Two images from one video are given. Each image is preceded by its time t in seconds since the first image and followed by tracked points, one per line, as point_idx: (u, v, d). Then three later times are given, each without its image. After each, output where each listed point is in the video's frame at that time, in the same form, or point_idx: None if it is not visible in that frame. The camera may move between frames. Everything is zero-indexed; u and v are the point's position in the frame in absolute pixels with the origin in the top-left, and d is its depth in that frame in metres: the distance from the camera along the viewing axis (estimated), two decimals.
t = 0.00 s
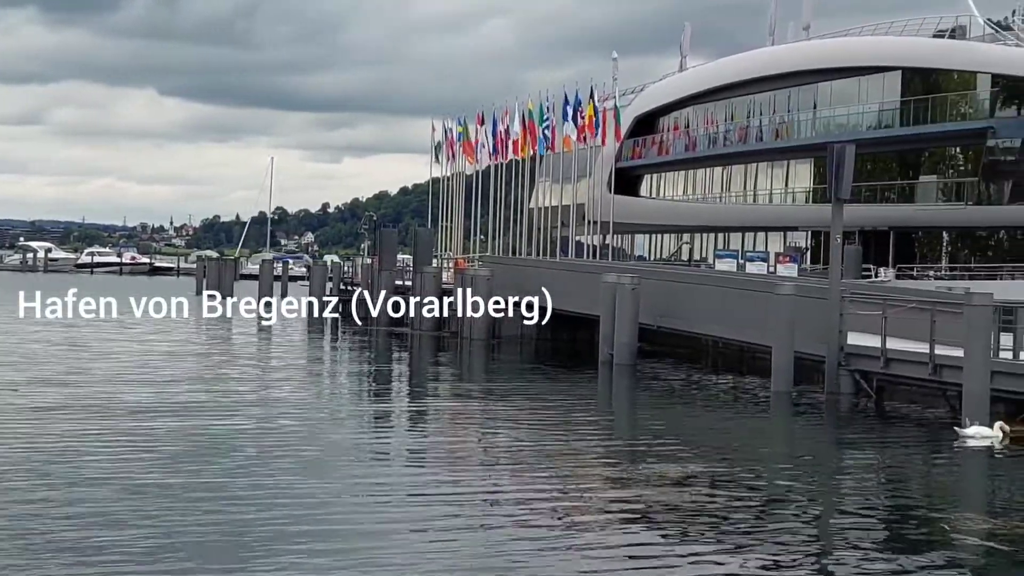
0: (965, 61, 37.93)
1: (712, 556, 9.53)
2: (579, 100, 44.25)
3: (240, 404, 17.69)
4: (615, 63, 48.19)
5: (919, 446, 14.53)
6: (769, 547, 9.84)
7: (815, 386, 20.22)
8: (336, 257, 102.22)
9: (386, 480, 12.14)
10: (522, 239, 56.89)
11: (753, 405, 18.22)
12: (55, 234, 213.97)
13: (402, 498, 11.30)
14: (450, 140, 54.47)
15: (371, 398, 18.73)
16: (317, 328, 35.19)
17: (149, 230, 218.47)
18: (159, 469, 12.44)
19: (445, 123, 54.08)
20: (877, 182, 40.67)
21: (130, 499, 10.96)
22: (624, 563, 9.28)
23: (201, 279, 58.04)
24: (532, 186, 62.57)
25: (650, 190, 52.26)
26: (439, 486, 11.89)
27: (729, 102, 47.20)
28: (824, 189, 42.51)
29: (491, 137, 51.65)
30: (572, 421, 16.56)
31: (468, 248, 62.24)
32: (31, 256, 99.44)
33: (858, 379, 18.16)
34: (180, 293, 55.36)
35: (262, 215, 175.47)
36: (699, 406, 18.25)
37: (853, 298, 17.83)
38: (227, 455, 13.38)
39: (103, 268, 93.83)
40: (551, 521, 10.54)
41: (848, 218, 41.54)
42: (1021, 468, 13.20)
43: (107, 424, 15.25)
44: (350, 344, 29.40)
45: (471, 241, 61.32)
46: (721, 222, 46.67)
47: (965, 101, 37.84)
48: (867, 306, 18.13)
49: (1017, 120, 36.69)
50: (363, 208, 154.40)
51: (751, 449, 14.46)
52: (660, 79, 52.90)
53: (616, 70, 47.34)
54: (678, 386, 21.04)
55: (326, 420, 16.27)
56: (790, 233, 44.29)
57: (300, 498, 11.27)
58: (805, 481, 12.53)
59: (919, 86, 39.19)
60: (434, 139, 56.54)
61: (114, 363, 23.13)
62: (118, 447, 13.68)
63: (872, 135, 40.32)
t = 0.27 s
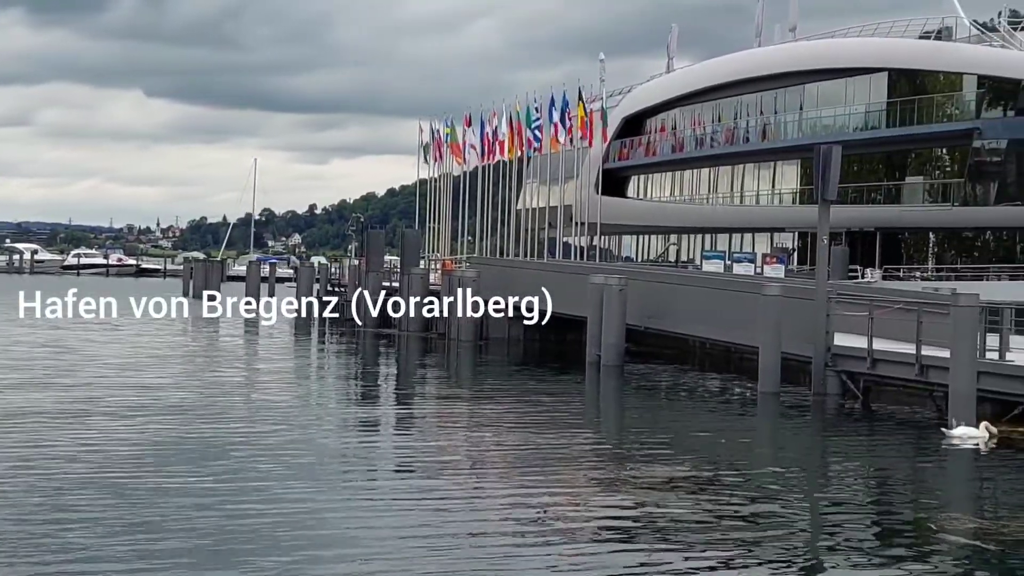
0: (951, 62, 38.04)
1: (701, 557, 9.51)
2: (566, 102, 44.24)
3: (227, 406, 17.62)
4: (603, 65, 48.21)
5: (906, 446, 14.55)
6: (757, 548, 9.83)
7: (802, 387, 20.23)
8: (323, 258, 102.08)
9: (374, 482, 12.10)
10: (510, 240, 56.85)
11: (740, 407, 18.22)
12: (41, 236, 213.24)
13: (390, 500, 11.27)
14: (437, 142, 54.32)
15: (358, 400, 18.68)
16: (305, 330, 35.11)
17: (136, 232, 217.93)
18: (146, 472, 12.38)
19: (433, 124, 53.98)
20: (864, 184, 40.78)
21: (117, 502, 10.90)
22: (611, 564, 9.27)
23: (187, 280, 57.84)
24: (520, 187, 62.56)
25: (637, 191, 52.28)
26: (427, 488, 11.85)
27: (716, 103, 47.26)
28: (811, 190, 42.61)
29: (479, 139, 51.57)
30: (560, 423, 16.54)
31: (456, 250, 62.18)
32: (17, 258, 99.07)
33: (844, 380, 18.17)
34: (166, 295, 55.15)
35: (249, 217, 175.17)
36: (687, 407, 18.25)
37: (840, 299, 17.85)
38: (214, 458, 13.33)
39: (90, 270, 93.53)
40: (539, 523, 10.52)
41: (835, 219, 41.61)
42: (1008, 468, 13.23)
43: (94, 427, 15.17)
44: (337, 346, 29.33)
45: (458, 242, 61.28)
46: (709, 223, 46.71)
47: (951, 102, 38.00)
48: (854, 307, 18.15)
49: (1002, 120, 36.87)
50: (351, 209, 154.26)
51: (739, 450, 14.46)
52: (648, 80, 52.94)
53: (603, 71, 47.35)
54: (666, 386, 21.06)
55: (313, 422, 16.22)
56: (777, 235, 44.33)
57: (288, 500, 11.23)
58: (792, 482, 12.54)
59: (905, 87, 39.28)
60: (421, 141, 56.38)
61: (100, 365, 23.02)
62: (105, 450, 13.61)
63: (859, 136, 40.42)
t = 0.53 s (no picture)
0: (946, 63, 38.09)
1: (696, 558, 9.51)
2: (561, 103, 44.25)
3: (222, 408, 17.61)
4: (598, 66, 48.22)
5: (902, 447, 14.56)
6: (752, 548, 9.84)
7: (797, 388, 20.24)
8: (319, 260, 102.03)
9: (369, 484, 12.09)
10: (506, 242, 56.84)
11: (736, 408, 18.22)
12: (36, 238, 213.01)
13: (385, 502, 11.26)
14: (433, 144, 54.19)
15: (354, 402, 18.66)
16: (300, 331, 35.10)
17: (132, 234, 217.78)
18: (141, 474, 12.36)
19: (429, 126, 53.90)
20: (860, 185, 40.81)
21: (111, 505, 10.88)
22: (606, 565, 9.26)
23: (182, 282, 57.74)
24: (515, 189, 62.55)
25: (632, 193, 52.30)
26: (422, 490, 11.84)
27: (711, 105, 47.28)
28: (806, 192, 42.67)
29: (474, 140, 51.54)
30: (555, 424, 16.53)
31: (452, 251, 62.19)
32: (12, 260, 98.95)
33: (840, 381, 18.18)
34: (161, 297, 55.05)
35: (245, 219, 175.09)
36: (682, 409, 18.25)
37: (835, 300, 17.87)
38: (209, 460, 13.31)
39: (85, 272, 93.42)
40: (534, 524, 10.51)
41: (830, 220, 41.63)
42: (1003, 468, 13.24)
43: (88, 430, 15.15)
44: (333, 348, 29.33)
45: (454, 243, 61.26)
46: (704, 224, 46.75)
47: (946, 103, 38.06)
48: (849, 308, 18.17)
49: (997, 121, 36.90)
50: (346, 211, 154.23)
51: (735, 452, 14.47)
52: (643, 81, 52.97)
53: (598, 73, 47.36)
54: (661, 388, 21.06)
55: (309, 424, 16.20)
56: (772, 236, 44.32)
57: (282, 502, 11.21)
58: (788, 483, 12.54)
59: (900, 88, 39.32)
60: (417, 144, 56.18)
61: (95, 367, 23.00)
62: (100, 452, 13.59)
63: (854, 137, 40.45)
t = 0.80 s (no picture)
0: (947, 65, 38.11)
1: (698, 560, 9.52)
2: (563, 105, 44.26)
3: (224, 410, 17.62)
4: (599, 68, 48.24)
5: (903, 449, 14.58)
6: (753, 550, 9.85)
7: (798, 390, 20.25)
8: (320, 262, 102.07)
9: (371, 486, 12.10)
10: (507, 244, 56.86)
11: (737, 410, 18.22)
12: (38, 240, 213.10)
13: (387, 504, 11.27)
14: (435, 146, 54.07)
15: (356, 404, 18.67)
16: (301, 334, 35.13)
17: (133, 236, 217.88)
18: (142, 477, 12.36)
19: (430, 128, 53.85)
20: (861, 187, 40.82)
21: (113, 507, 10.88)
22: (608, 567, 9.26)
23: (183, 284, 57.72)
24: (516, 191, 62.56)
25: (634, 195, 52.31)
26: (424, 492, 11.84)
27: (713, 107, 47.29)
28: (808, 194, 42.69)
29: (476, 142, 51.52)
30: (556, 427, 16.53)
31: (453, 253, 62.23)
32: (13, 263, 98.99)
33: (842, 383, 18.20)
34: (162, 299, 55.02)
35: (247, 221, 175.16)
36: (683, 411, 18.27)
37: (836, 302, 17.88)
38: (211, 462, 13.31)
39: (86, 275, 93.45)
40: (537, 526, 10.52)
41: (831, 222, 41.63)
42: (1004, 471, 13.25)
43: (90, 433, 15.15)
44: (334, 350, 29.33)
45: (455, 246, 61.26)
46: (705, 226, 46.76)
47: (947, 105, 38.08)
48: (851, 310, 18.18)
49: (998, 123, 36.92)
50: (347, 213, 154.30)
51: (736, 454, 14.47)
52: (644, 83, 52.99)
53: (600, 75, 47.38)
54: (663, 390, 21.07)
55: (310, 426, 16.21)
56: (773, 238, 44.31)
57: (285, 505, 11.22)
58: (790, 485, 12.56)
59: (902, 90, 39.34)
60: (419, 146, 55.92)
61: (97, 370, 23.01)
62: (102, 455, 13.60)
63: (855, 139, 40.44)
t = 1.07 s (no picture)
0: (946, 67, 38.16)
1: (695, 562, 9.54)
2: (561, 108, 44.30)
3: (223, 413, 17.66)
4: (598, 70, 48.29)
5: (901, 451, 14.60)
6: (751, 552, 9.87)
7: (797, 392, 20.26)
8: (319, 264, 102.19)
9: (369, 489, 12.13)
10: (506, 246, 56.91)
11: (735, 412, 18.25)
12: (36, 243, 213.11)
13: (386, 506, 11.30)
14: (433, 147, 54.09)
15: (355, 406, 18.70)
16: (301, 336, 35.19)
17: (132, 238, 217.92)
18: (142, 480, 12.39)
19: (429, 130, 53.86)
20: (859, 189, 40.88)
21: (112, 511, 10.91)
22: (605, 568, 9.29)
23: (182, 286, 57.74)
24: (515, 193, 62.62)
25: (632, 197, 52.35)
26: (424, 494, 11.88)
27: (711, 109, 47.33)
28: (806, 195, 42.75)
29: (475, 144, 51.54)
30: (555, 429, 16.56)
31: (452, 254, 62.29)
32: (12, 266, 99.09)
33: (840, 385, 18.22)
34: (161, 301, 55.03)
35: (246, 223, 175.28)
36: (681, 413, 18.30)
37: (834, 304, 17.90)
38: (211, 465, 13.35)
39: (85, 277, 93.54)
40: (534, 528, 10.54)
41: (829, 224, 41.70)
42: (1001, 472, 13.27)
43: (90, 435, 15.19)
44: (333, 352, 29.40)
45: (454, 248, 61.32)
46: (704, 228, 46.81)
47: (945, 107, 38.12)
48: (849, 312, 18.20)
49: (997, 125, 36.97)
50: (346, 215, 154.43)
51: (734, 456, 14.49)
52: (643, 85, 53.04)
53: (598, 77, 47.43)
54: (662, 392, 21.10)
55: (309, 428, 16.24)
56: (772, 240, 44.39)
57: (284, 507, 11.25)
58: (788, 486, 12.58)
59: (900, 92, 39.39)
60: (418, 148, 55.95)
61: (97, 372, 23.08)
62: (101, 458, 13.64)
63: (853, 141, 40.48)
